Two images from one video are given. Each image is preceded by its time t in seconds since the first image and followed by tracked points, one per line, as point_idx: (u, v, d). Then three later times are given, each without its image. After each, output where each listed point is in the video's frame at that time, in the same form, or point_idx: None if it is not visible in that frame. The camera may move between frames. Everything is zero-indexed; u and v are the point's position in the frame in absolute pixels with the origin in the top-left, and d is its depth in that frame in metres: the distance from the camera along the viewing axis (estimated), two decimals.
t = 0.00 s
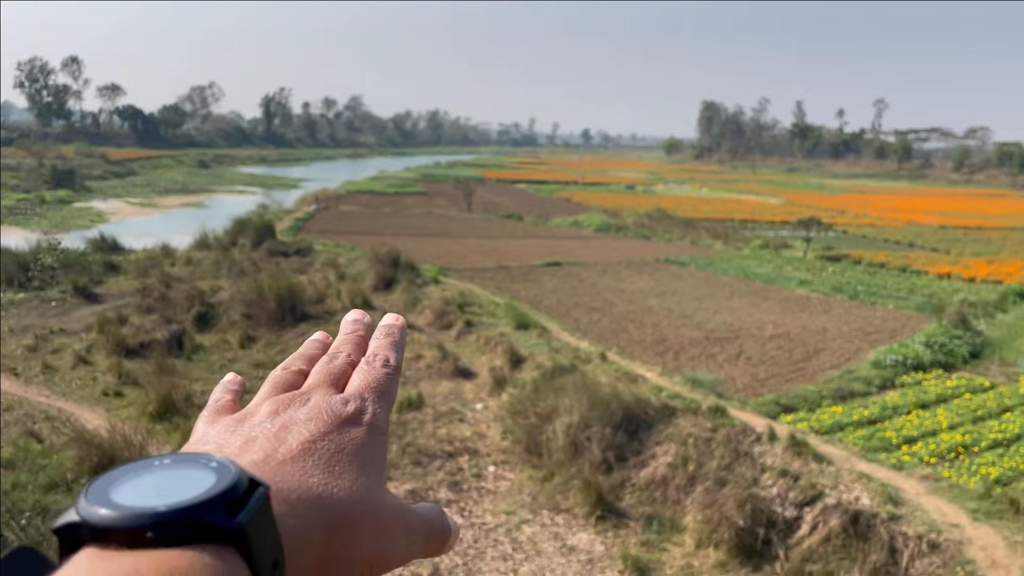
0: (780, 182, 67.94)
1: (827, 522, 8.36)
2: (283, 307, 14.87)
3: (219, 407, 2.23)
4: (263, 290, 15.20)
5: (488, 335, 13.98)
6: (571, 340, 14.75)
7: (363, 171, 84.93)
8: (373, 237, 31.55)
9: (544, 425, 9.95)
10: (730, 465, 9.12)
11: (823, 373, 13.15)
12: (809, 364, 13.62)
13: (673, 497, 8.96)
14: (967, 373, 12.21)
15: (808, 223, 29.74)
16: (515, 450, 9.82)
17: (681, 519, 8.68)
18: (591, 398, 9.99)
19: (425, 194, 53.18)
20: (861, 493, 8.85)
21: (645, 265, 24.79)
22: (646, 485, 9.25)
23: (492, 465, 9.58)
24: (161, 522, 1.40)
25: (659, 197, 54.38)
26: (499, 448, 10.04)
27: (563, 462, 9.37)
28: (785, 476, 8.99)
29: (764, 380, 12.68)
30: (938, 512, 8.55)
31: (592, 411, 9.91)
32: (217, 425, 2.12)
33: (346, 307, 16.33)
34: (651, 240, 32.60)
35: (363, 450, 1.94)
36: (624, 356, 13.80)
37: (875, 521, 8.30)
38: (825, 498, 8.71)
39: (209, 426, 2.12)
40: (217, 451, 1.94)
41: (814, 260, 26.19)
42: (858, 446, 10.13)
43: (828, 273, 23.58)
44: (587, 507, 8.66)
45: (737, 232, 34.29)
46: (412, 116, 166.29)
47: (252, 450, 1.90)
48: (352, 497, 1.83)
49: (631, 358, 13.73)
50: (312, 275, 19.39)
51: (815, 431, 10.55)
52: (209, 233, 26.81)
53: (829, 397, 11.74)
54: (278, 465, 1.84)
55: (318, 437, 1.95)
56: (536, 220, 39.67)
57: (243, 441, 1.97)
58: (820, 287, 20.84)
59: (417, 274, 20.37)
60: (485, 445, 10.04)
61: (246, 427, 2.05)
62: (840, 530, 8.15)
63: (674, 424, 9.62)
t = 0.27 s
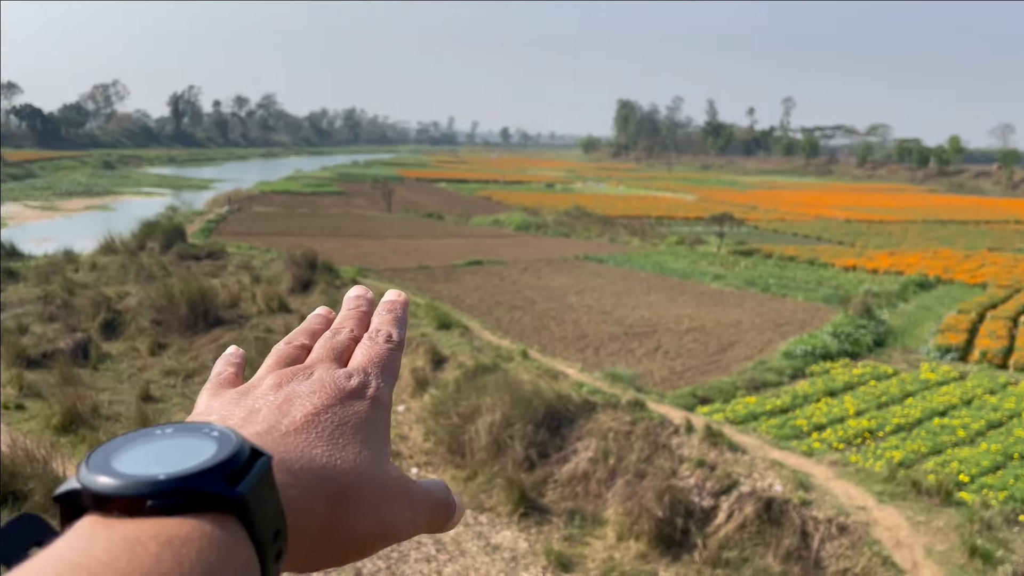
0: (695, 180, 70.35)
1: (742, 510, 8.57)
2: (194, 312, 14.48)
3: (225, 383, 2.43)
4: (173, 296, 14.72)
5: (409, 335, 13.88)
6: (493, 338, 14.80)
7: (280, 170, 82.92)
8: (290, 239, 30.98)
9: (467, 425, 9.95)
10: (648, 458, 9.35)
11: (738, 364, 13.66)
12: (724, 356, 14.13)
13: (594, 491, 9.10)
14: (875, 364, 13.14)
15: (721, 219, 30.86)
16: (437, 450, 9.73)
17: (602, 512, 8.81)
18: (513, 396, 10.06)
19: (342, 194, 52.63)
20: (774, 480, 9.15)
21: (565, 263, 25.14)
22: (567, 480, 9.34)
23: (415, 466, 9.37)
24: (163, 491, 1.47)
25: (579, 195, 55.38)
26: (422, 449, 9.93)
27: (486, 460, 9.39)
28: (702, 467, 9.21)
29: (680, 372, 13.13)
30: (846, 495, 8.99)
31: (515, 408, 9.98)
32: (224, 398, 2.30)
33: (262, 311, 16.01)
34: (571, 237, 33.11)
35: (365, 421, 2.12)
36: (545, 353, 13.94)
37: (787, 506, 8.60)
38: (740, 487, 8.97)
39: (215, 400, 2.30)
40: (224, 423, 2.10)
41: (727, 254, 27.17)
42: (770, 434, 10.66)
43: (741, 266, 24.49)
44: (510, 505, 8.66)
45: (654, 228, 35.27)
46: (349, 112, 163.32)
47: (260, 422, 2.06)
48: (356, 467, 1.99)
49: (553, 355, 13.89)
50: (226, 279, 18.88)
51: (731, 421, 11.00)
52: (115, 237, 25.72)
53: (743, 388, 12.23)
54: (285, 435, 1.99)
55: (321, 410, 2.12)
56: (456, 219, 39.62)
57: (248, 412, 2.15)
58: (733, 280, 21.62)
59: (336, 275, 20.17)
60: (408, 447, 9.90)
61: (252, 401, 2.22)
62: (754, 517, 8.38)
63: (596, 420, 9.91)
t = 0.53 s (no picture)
0: (611, 179, 71.94)
1: (659, 501, 8.82)
2: (100, 320, 14.15)
3: (322, 372, 2.26)
4: (77, 303, 14.28)
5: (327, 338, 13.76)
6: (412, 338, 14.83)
7: (192, 171, 80.12)
8: (202, 243, 30.17)
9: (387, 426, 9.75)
10: (569, 453, 9.43)
11: (653, 358, 13.97)
12: (641, 351, 14.43)
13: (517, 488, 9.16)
14: (780, 355, 13.55)
15: (635, 217, 31.69)
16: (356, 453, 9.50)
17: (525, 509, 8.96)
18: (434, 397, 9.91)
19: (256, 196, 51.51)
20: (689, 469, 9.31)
21: (484, 262, 25.29)
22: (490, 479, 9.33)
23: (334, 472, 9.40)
24: (280, 489, 1.39)
25: (498, 194, 55.76)
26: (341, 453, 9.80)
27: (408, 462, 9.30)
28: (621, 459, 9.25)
29: (599, 367, 13.33)
30: (758, 482, 9.30)
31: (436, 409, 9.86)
32: (321, 389, 2.13)
33: (172, 318, 15.56)
34: (491, 236, 33.35)
35: (468, 413, 1.94)
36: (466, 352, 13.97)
37: (703, 494, 8.84)
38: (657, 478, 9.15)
39: (312, 390, 2.13)
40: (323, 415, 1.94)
41: (641, 251, 27.86)
42: (685, 426, 10.80)
43: (655, 262, 25.12)
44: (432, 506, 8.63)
45: (572, 226, 35.90)
46: (234, 114, 156.97)
47: (362, 413, 1.89)
48: (463, 464, 1.82)
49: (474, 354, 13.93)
50: (133, 286, 18.23)
51: (646, 416, 11.15)
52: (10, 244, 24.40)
53: (660, 380, 12.49)
54: (387, 427, 1.83)
55: (424, 400, 1.94)
56: (374, 219, 39.22)
57: (351, 403, 1.98)
58: (648, 275, 22.18)
59: (250, 278, 19.78)
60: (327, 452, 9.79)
61: (349, 391, 2.05)
62: (671, 507, 8.59)
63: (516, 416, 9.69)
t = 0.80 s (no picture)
0: (528, 178, 72.53)
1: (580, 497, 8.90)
2: None
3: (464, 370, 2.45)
4: None
5: (240, 346, 13.49)
6: (329, 343, 14.74)
7: (94, 172, 76.13)
8: (106, 249, 28.94)
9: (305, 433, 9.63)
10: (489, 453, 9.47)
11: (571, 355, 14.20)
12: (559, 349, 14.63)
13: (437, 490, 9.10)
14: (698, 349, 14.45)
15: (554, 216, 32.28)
16: (273, 462, 9.43)
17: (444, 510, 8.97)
18: (353, 402, 9.75)
19: (162, 200, 49.78)
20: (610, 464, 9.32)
21: (402, 263, 25.28)
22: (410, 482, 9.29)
23: (251, 482, 9.33)
24: (439, 497, 1.52)
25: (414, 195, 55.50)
26: (257, 463, 9.67)
27: (326, 469, 9.23)
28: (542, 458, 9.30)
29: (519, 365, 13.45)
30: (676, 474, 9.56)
31: (355, 414, 9.71)
32: (468, 388, 2.31)
33: (75, 327, 15.05)
34: (409, 237, 33.37)
35: (617, 413, 2.12)
36: (385, 355, 13.90)
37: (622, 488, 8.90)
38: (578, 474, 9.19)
39: (459, 389, 2.32)
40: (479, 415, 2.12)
41: (559, 249, 28.31)
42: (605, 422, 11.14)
43: (573, 260, 25.56)
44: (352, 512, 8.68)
45: (491, 226, 36.16)
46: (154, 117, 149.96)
47: (516, 412, 2.08)
48: (617, 465, 2.00)
49: (392, 357, 13.86)
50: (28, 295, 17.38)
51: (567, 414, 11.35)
52: None
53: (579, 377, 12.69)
54: (543, 428, 2.01)
55: (573, 402, 2.12)
56: (289, 222, 38.45)
57: (499, 402, 2.17)
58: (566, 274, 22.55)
59: (158, 286, 19.19)
60: (242, 462, 9.68)
61: (496, 392, 2.23)
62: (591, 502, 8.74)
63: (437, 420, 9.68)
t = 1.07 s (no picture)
0: (447, 180, 73.37)
1: (503, 497, 8.88)
2: None
3: (627, 399, 2.36)
4: None
5: (153, 355, 12.83)
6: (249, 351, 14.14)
7: None
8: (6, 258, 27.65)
9: (223, 443, 9.56)
10: (414, 457, 9.33)
11: (494, 357, 14.38)
12: (482, 351, 14.70)
13: (361, 496, 9.02)
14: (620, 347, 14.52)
15: (474, 220, 33.01)
16: (190, 475, 9.34)
17: (369, 517, 8.79)
18: (272, 410, 9.64)
19: (67, 207, 48.11)
20: (533, 465, 9.17)
21: (321, 268, 25.24)
22: (334, 488, 9.20)
23: (165, 495, 9.09)
24: (636, 555, 1.45)
25: (332, 198, 55.36)
26: (172, 476, 9.43)
27: (245, 480, 9.16)
28: (465, 459, 9.29)
29: (442, 369, 13.51)
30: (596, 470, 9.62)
31: (274, 422, 9.58)
32: (636, 423, 2.22)
33: None
34: (328, 242, 33.36)
35: (798, 486, 2.00)
36: (305, 362, 13.72)
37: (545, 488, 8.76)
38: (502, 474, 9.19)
39: (624, 422, 2.23)
40: (651, 459, 2.03)
41: (481, 253, 28.83)
42: (528, 421, 10.90)
43: (495, 263, 26.09)
44: (273, 522, 8.56)
45: (412, 229, 36.54)
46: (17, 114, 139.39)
47: (695, 464, 1.99)
48: (796, 540, 1.90)
49: (313, 363, 13.69)
50: None
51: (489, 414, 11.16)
52: None
53: (502, 379, 12.85)
54: (723, 490, 1.92)
55: (755, 461, 2.02)
56: (202, 227, 37.54)
57: (673, 446, 2.08)
58: (488, 276, 22.97)
59: (64, 294, 18.49)
60: (157, 475, 9.45)
61: (667, 434, 2.14)
62: (515, 502, 8.75)
63: (358, 425, 9.75)
